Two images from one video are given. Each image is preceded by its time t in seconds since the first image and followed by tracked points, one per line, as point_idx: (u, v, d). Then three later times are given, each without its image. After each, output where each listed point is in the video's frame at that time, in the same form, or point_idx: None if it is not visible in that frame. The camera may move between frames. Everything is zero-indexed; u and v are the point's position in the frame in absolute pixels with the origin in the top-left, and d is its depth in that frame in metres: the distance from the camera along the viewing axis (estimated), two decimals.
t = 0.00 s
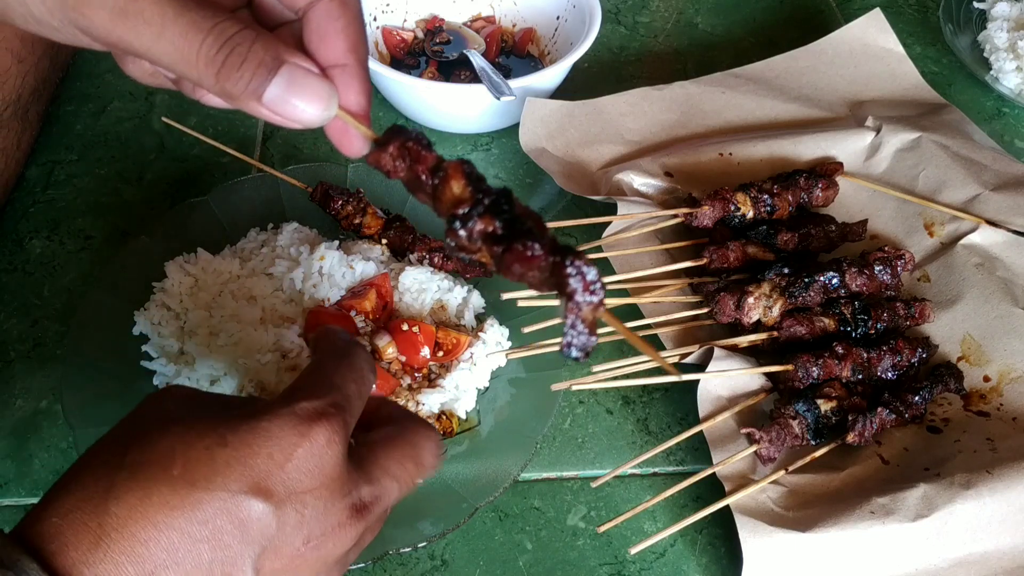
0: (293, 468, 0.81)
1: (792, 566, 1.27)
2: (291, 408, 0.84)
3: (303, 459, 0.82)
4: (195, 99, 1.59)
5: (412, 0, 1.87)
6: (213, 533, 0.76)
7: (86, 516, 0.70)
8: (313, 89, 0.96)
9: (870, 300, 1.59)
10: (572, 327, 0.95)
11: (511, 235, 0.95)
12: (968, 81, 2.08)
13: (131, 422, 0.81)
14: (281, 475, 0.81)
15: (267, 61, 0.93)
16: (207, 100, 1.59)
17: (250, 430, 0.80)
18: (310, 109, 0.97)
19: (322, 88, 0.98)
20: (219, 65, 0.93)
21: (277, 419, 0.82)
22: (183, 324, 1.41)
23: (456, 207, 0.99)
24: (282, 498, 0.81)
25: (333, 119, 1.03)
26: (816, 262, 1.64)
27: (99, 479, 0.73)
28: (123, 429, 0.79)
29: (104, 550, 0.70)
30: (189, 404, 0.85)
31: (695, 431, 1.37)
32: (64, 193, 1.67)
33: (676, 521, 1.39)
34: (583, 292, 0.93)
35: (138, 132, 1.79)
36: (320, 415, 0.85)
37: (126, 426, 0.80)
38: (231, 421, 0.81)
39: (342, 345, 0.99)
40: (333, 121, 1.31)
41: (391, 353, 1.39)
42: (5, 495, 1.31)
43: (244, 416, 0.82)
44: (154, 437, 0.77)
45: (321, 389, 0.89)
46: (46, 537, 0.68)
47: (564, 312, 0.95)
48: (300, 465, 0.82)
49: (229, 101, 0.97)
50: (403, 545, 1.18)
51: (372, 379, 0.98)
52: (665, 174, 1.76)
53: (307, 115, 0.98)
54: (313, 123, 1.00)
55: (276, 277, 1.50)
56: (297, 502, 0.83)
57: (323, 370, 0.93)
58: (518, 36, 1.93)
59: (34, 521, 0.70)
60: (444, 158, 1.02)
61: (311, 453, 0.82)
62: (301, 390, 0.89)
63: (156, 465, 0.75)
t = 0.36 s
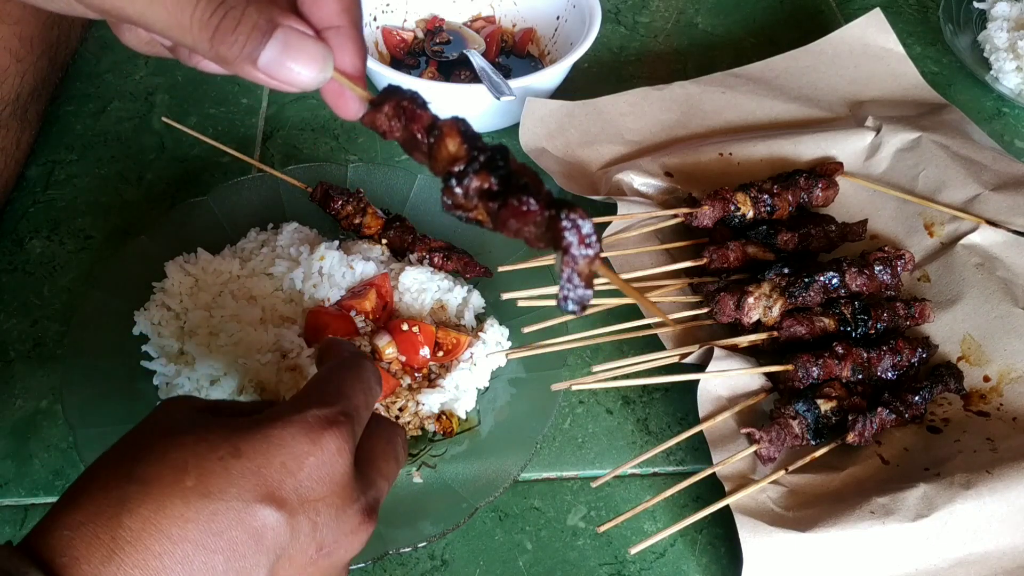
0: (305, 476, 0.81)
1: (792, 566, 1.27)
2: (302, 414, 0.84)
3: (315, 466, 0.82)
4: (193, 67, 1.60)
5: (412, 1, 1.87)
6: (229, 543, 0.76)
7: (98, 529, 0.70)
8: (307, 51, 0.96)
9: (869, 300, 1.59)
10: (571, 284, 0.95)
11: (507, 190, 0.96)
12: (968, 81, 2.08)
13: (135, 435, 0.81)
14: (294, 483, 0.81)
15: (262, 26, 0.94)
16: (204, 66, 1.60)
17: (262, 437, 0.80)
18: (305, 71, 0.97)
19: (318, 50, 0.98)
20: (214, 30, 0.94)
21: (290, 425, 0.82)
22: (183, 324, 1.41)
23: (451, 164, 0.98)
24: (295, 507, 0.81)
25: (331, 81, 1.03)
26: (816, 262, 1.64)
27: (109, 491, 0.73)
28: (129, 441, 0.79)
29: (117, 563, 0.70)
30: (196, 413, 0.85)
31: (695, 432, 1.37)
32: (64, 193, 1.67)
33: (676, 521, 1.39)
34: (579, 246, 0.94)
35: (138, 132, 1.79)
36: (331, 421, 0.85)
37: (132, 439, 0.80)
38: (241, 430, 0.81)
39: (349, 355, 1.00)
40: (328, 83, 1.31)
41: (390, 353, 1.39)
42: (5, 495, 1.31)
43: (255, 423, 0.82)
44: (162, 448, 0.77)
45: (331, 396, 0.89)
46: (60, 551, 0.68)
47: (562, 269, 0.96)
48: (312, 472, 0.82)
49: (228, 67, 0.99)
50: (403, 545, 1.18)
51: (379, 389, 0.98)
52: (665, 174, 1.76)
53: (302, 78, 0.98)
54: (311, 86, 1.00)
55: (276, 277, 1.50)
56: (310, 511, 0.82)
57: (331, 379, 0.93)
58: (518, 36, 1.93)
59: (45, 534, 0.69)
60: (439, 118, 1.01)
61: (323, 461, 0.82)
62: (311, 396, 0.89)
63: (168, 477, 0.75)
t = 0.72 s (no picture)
0: (311, 481, 0.81)
1: (791, 566, 1.27)
2: (308, 421, 0.84)
3: (322, 473, 0.82)
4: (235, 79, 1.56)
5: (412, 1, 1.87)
6: (234, 545, 0.76)
7: (100, 529, 0.69)
8: (347, 54, 0.97)
9: (869, 300, 1.59)
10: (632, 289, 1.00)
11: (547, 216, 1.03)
12: (968, 81, 2.08)
13: (140, 440, 0.80)
14: (300, 488, 0.80)
15: (298, 32, 0.94)
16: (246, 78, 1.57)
17: (269, 443, 0.80)
18: (347, 74, 0.99)
19: (355, 50, 0.98)
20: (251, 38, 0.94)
21: (296, 431, 0.82)
22: (184, 324, 1.41)
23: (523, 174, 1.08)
24: (301, 512, 0.81)
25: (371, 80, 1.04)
26: (816, 262, 1.63)
27: (113, 492, 0.72)
28: (133, 446, 0.79)
29: (119, 564, 0.69)
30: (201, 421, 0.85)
31: (695, 432, 1.37)
32: (64, 193, 1.67)
33: (676, 520, 1.39)
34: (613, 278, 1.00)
35: (138, 132, 1.79)
36: (338, 428, 0.85)
37: (136, 443, 0.80)
38: (248, 436, 0.80)
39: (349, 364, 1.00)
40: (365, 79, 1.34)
41: (391, 353, 1.39)
42: (5, 495, 1.31)
43: (262, 429, 0.81)
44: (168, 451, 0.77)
45: (335, 404, 0.89)
46: (62, 550, 0.67)
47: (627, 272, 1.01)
48: (318, 478, 0.81)
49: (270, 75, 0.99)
50: (403, 545, 1.18)
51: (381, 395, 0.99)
52: (665, 174, 1.76)
53: (346, 81, 1.00)
54: (353, 88, 1.02)
55: (276, 277, 1.50)
56: (315, 517, 0.82)
57: (334, 388, 0.93)
58: (518, 36, 1.93)
59: (47, 533, 0.69)
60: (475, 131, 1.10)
61: (330, 467, 0.82)
62: (315, 405, 0.89)
63: (173, 478, 0.74)
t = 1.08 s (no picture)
0: (317, 487, 0.81)
1: (793, 567, 1.26)
2: (313, 425, 0.84)
3: (327, 478, 0.83)
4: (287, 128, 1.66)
5: None
6: (240, 553, 0.76)
7: (103, 541, 0.69)
8: (370, 104, 1.04)
9: (871, 300, 1.58)
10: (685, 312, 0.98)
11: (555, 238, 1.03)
12: (970, 80, 2.07)
13: (139, 445, 0.79)
14: (306, 494, 0.81)
15: (322, 85, 1.02)
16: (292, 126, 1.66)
17: (273, 448, 0.80)
18: (373, 122, 1.07)
19: (378, 99, 1.05)
20: (277, 89, 1.03)
21: (301, 435, 0.82)
22: (182, 324, 1.40)
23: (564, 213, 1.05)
24: (306, 518, 0.81)
25: (399, 124, 1.12)
26: (817, 262, 1.62)
27: (116, 502, 0.71)
28: (134, 450, 0.78)
29: None
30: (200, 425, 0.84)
31: (695, 433, 1.35)
32: (62, 192, 1.66)
33: (677, 521, 1.38)
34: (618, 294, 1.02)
35: (137, 132, 1.78)
36: (343, 433, 0.86)
37: (136, 449, 0.78)
38: (252, 438, 0.80)
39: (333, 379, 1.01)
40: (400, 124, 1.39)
41: (390, 354, 1.38)
42: (3, 496, 1.30)
43: (266, 431, 0.81)
44: (170, 457, 0.76)
45: (337, 412, 0.90)
46: (65, 563, 0.66)
47: (677, 298, 0.98)
48: (324, 483, 0.82)
49: (303, 126, 1.10)
50: (403, 546, 1.17)
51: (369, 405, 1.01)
52: (666, 173, 1.75)
53: (372, 126, 1.08)
54: (380, 133, 1.10)
55: (275, 277, 1.49)
56: (320, 522, 0.82)
57: (332, 397, 0.94)
58: (519, 35, 1.92)
59: (49, 544, 0.68)
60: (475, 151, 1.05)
61: (335, 471, 0.83)
62: (318, 411, 0.90)
63: (176, 487, 0.73)
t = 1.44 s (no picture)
0: (325, 498, 0.81)
1: (793, 567, 1.26)
2: (323, 433, 0.83)
3: (336, 488, 0.81)
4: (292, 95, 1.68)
5: None
6: (247, 563, 0.76)
7: (110, 550, 0.69)
8: (369, 72, 1.14)
9: (872, 300, 1.58)
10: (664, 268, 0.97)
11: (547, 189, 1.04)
12: (970, 80, 2.07)
13: (149, 450, 0.80)
14: (313, 505, 0.80)
15: (322, 53, 1.11)
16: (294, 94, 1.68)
17: (281, 457, 0.79)
18: (374, 90, 1.17)
19: (376, 68, 1.15)
20: (279, 57, 1.12)
21: (310, 444, 0.81)
22: (182, 324, 1.40)
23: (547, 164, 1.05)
24: (314, 529, 0.80)
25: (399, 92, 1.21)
26: (818, 262, 1.62)
27: (123, 511, 0.72)
28: (145, 455, 0.79)
29: None
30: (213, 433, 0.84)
31: (694, 433, 1.35)
32: (62, 192, 1.66)
33: (677, 521, 1.38)
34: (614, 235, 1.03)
35: (137, 131, 1.78)
36: (353, 442, 0.84)
37: (147, 454, 0.79)
38: (260, 446, 0.79)
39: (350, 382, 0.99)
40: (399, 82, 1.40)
41: (390, 354, 1.38)
42: (3, 496, 1.30)
43: (276, 439, 0.80)
44: (179, 465, 0.76)
45: (349, 418, 0.88)
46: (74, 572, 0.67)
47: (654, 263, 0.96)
48: (332, 494, 0.81)
49: (307, 92, 1.20)
50: (404, 546, 1.17)
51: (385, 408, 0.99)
52: (666, 173, 1.74)
53: (373, 94, 1.18)
54: (381, 100, 1.20)
55: (275, 277, 1.48)
56: (328, 533, 0.82)
57: (347, 401, 0.92)
58: (519, 35, 1.92)
59: (58, 552, 0.69)
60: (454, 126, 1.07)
61: (344, 482, 0.82)
62: (329, 416, 0.87)
63: (183, 497, 0.73)
